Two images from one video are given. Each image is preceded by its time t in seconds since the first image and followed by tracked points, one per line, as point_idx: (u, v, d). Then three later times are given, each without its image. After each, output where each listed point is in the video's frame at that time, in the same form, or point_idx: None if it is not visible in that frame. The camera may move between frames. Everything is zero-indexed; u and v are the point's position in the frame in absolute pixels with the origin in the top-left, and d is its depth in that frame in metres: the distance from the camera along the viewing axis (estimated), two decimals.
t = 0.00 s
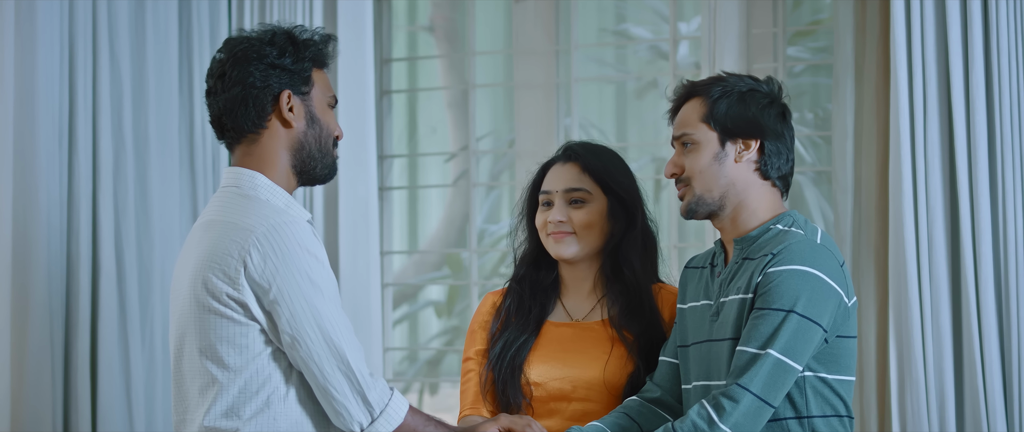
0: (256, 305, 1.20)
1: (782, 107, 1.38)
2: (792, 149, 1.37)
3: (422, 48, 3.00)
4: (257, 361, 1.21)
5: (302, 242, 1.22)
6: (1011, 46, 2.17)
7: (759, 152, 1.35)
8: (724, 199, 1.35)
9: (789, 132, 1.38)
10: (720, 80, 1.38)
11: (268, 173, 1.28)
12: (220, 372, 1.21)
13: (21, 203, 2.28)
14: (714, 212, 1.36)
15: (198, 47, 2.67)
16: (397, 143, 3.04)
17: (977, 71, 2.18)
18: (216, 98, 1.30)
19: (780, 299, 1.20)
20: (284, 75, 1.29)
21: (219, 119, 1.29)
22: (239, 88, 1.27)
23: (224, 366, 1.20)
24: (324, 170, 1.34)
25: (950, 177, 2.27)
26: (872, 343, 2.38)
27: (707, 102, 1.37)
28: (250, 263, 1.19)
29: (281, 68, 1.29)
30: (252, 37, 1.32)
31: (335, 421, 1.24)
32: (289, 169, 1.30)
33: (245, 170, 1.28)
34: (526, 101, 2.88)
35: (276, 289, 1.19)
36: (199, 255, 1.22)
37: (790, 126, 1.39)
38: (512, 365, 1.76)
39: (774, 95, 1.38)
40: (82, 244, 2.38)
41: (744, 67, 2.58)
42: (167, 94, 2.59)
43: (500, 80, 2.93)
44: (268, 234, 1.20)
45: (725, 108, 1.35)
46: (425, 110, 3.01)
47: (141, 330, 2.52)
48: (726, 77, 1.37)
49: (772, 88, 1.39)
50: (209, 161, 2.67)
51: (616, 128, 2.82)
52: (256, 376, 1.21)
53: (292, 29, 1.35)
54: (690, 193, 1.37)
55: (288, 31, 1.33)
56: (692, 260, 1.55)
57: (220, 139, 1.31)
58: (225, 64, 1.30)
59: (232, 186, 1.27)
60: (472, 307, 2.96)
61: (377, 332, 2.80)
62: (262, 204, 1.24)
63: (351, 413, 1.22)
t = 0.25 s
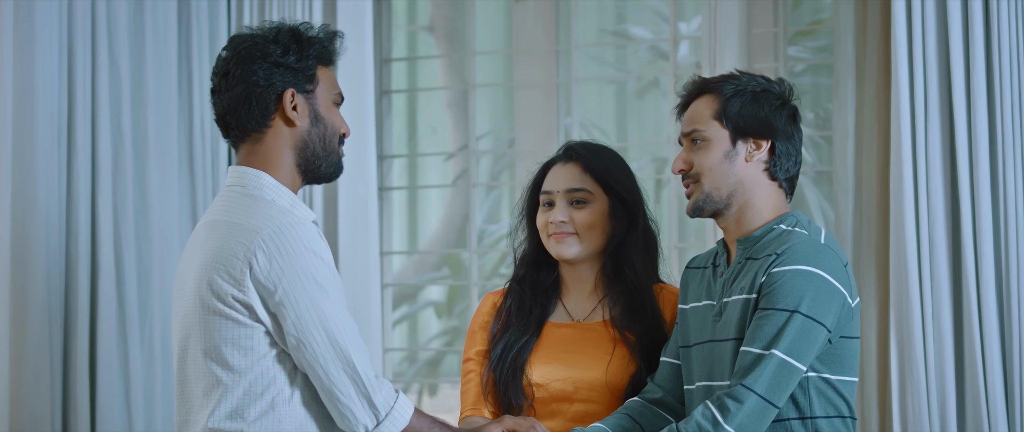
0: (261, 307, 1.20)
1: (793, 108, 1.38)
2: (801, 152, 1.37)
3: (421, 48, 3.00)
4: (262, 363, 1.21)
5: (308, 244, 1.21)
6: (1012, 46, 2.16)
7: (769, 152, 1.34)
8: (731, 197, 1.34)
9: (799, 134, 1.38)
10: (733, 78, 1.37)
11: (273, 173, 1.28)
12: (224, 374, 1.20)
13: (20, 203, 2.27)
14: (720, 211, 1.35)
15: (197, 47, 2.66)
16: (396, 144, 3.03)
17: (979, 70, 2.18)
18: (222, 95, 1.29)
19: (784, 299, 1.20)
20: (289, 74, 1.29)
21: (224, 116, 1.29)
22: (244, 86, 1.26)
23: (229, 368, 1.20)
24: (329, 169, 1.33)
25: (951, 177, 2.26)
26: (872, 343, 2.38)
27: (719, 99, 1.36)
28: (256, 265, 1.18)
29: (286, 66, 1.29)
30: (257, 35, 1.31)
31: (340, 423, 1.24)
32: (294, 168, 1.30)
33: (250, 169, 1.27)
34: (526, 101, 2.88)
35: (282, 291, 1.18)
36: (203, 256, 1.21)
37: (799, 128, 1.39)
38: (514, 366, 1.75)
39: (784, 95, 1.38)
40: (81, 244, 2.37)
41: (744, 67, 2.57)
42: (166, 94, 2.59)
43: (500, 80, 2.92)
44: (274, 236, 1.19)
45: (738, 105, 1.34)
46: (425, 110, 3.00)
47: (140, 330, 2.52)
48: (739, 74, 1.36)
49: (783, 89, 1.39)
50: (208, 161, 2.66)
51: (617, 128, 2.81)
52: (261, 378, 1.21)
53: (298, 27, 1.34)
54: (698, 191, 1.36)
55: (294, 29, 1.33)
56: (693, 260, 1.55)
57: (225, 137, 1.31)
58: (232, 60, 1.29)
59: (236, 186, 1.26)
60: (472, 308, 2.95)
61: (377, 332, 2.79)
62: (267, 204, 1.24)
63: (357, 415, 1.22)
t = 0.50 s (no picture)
0: (263, 309, 1.19)
1: (799, 111, 1.38)
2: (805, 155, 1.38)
3: (421, 48, 2.99)
4: (263, 365, 1.20)
5: (309, 246, 1.21)
6: (1014, 45, 2.15)
7: (773, 152, 1.35)
8: (735, 196, 1.34)
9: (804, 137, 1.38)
10: (740, 77, 1.37)
11: (276, 173, 1.26)
12: (225, 376, 1.19)
13: (18, 204, 2.26)
14: (724, 211, 1.36)
15: (196, 48, 2.65)
16: (396, 144, 3.03)
17: (980, 71, 2.17)
18: (238, 91, 1.29)
19: (792, 301, 1.19)
20: (309, 76, 1.28)
21: (237, 111, 1.29)
22: (259, 83, 1.26)
23: (230, 370, 1.19)
24: (329, 180, 1.30)
25: (952, 178, 2.26)
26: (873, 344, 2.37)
27: (726, 97, 1.36)
28: (258, 267, 1.17)
29: (309, 69, 1.28)
30: (287, 35, 1.31)
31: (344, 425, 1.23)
32: (297, 173, 1.28)
33: (253, 169, 1.26)
34: (526, 101, 2.87)
35: (283, 294, 1.17)
36: (204, 257, 1.20)
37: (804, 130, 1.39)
38: (515, 367, 1.75)
39: (792, 98, 1.39)
40: (80, 245, 2.37)
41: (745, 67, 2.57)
42: (165, 95, 2.58)
43: (500, 80, 2.92)
44: (275, 238, 1.19)
45: (743, 104, 1.35)
46: (425, 111, 2.99)
47: (139, 331, 2.51)
48: (746, 73, 1.37)
49: (790, 91, 1.39)
50: (207, 162, 2.66)
51: (617, 128, 2.80)
52: (262, 380, 1.20)
53: (330, 33, 1.34)
54: (700, 189, 1.36)
55: (326, 34, 1.33)
56: (699, 261, 1.54)
57: (235, 129, 1.31)
58: (255, 57, 1.29)
59: (238, 186, 1.25)
60: (472, 308, 2.95)
61: (376, 333, 2.79)
62: (268, 205, 1.23)
63: (360, 417, 1.21)
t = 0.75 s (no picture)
0: (268, 309, 1.18)
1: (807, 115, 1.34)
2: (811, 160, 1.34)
3: (421, 48, 2.98)
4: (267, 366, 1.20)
5: (317, 247, 1.20)
6: (1015, 45, 2.15)
7: (774, 161, 1.32)
8: (735, 201, 1.33)
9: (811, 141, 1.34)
10: (746, 81, 1.33)
11: (283, 173, 1.25)
12: (228, 377, 1.18)
13: (16, 205, 2.26)
14: (723, 213, 1.35)
15: (195, 48, 2.65)
16: (396, 144, 3.02)
17: (981, 71, 2.17)
18: (250, 87, 1.29)
19: (796, 301, 1.18)
20: (321, 76, 1.28)
21: (247, 108, 1.28)
22: (273, 81, 1.26)
23: (233, 370, 1.18)
24: (338, 181, 1.30)
25: (953, 178, 2.25)
26: (874, 344, 2.37)
27: (729, 101, 1.33)
28: (265, 267, 1.16)
29: (320, 69, 1.28)
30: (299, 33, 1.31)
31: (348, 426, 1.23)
32: (306, 172, 1.27)
33: (259, 167, 1.25)
34: (526, 101, 2.86)
35: (290, 295, 1.17)
36: (210, 255, 1.19)
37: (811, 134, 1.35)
38: (516, 367, 1.74)
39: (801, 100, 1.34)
40: (79, 245, 2.36)
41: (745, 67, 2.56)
42: (164, 94, 2.57)
43: (500, 80, 2.91)
44: (283, 238, 1.18)
45: (745, 110, 1.31)
46: (424, 111, 2.99)
47: (138, 331, 2.50)
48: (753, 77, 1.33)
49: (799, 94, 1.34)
50: (206, 162, 2.65)
51: (617, 128, 2.80)
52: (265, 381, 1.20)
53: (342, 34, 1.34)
54: (699, 191, 1.35)
55: (339, 35, 1.32)
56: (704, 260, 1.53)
57: (244, 127, 1.30)
58: (268, 54, 1.29)
59: (245, 184, 1.24)
60: (472, 309, 2.94)
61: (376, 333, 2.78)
62: (276, 204, 1.22)
63: (365, 419, 1.21)
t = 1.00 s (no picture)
0: (274, 310, 1.18)
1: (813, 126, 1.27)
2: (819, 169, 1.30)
3: (420, 48, 2.98)
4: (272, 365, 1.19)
5: (323, 247, 1.19)
6: (1017, 44, 2.14)
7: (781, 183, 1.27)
8: (742, 217, 1.29)
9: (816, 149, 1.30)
10: (753, 104, 1.24)
11: (288, 172, 1.25)
12: (233, 377, 1.18)
13: (15, 205, 2.25)
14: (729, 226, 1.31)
15: (195, 48, 2.64)
16: (395, 144, 3.01)
17: (982, 71, 2.16)
18: (256, 85, 1.28)
19: (804, 304, 1.18)
20: (328, 76, 1.27)
21: (253, 105, 1.27)
22: (279, 80, 1.25)
23: (238, 370, 1.18)
24: (343, 182, 1.28)
25: (954, 178, 2.24)
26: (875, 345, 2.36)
27: (739, 126, 1.24)
28: (271, 267, 1.15)
29: (327, 69, 1.27)
30: (307, 31, 1.30)
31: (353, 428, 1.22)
32: (310, 172, 1.27)
33: (264, 167, 1.25)
34: (526, 101, 2.86)
35: (297, 295, 1.16)
36: (214, 255, 1.18)
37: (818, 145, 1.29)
38: (517, 369, 1.73)
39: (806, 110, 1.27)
40: (77, 246, 2.36)
41: (746, 67, 2.56)
42: (163, 95, 2.56)
43: (500, 80, 2.91)
44: (289, 238, 1.17)
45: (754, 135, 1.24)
46: (424, 111, 2.98)
47: (138, 332, 2.50)
48: (760, 96, 1.24)
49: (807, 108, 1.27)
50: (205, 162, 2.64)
51: (618, 128, 2.79)
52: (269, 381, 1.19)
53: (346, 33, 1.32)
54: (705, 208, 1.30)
55: (345, 35, 1.31)
56: (709, 258, 1.50)
57: (249, 126, 1.29)
58: (275, 51, 1.28)
59: (249, 184, 1.24)
60: (472, 310, 2.94)
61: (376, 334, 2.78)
62: (281, 204, 1.21)
63: (371, 421, 1.20)
